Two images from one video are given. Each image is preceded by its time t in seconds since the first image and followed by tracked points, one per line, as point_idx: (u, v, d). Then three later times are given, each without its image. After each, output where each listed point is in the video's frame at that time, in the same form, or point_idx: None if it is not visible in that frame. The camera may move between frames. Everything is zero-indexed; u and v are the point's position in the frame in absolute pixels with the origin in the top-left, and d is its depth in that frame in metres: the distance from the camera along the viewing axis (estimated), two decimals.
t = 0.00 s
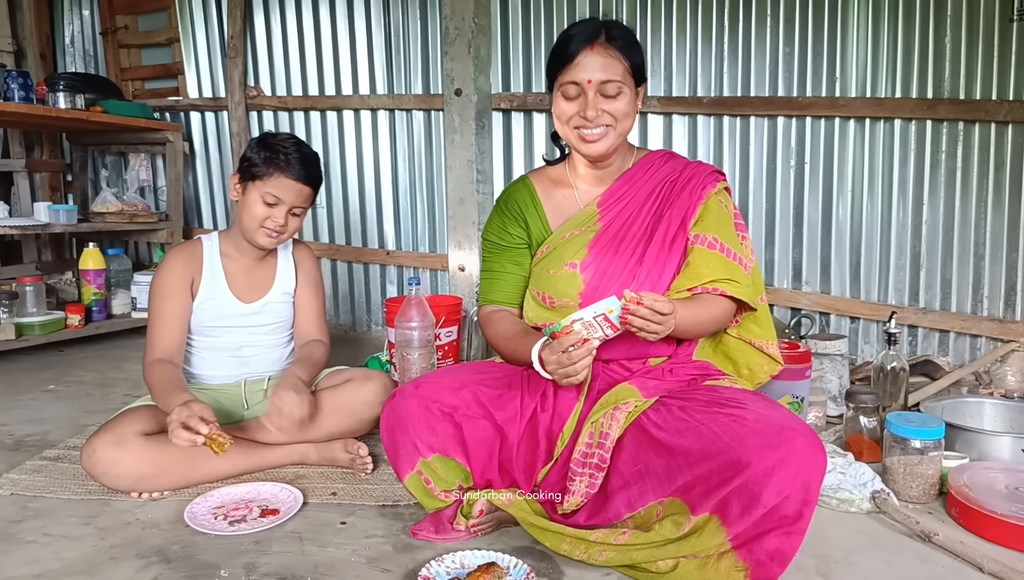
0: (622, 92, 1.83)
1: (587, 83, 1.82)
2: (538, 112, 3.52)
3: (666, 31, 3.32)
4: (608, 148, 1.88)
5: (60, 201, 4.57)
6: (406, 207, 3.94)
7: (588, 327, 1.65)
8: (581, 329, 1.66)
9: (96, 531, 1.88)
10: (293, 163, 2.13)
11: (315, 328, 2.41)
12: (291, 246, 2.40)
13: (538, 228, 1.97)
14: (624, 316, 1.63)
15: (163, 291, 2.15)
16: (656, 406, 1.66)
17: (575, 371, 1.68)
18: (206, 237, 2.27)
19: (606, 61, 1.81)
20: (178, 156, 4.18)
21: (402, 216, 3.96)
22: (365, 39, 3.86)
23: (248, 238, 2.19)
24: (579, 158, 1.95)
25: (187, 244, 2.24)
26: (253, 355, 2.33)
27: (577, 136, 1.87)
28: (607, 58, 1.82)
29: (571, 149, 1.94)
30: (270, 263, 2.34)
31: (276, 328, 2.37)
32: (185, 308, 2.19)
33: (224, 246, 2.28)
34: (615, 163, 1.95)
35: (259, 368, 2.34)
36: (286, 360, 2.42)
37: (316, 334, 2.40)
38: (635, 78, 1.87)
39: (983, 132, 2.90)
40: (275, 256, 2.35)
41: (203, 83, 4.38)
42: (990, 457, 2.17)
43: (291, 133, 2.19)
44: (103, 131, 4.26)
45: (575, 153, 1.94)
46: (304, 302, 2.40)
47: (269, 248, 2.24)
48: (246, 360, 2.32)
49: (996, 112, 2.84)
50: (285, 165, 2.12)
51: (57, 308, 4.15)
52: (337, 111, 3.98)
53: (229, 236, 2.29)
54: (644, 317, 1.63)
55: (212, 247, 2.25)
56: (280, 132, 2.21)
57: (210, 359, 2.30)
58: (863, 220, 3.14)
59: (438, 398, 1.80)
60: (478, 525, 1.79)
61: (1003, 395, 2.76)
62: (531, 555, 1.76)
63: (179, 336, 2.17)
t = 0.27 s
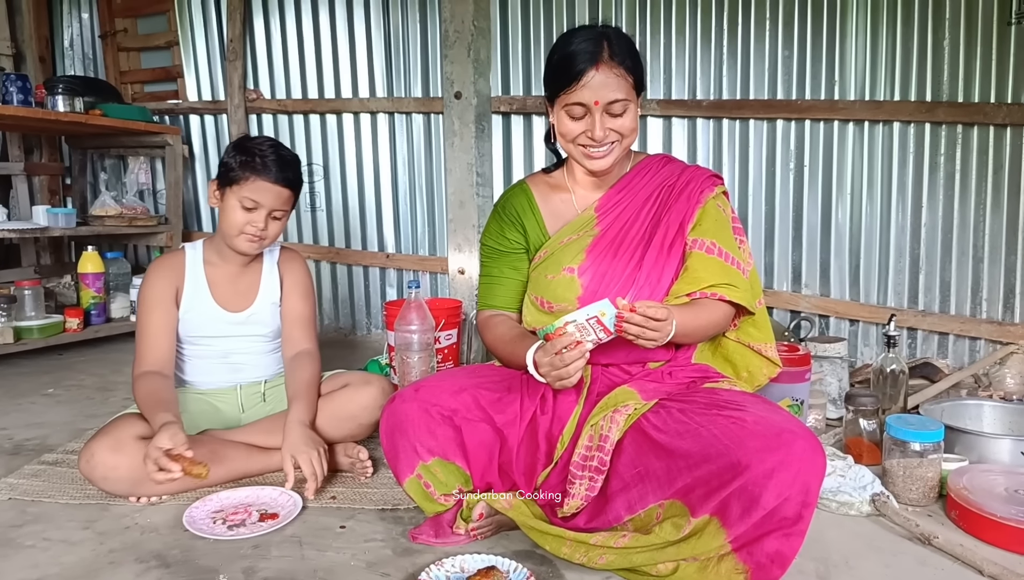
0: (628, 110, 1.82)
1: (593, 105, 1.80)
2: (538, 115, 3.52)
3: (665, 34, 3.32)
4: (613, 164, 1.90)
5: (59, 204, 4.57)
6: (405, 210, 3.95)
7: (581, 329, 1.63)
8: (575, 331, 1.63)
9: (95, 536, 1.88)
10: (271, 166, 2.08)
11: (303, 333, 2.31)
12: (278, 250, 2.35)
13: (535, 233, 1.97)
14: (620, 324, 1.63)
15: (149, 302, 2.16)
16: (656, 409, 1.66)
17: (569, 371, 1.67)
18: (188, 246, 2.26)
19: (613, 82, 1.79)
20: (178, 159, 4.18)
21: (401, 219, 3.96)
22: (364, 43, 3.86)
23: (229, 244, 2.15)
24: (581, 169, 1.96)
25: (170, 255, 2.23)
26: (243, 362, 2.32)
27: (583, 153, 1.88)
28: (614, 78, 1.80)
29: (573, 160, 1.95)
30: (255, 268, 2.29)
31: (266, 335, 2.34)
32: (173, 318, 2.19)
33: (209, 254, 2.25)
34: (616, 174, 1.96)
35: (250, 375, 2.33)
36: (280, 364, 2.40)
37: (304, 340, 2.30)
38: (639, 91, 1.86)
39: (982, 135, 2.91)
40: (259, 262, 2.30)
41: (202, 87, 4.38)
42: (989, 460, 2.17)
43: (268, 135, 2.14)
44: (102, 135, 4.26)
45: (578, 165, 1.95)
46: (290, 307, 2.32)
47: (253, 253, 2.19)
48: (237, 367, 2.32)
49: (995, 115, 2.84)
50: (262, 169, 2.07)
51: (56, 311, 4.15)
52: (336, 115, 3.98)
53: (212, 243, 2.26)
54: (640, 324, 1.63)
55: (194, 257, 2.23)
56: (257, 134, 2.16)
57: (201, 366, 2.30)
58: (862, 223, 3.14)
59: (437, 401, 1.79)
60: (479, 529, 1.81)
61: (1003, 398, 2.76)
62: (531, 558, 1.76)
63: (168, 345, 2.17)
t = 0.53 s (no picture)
0: (629, 106, 1.82)
1: (594, 101, 1.80)
2: (539, 112, 3.52)
3: (667, 30, 3.31)
4: (614, 161, 1.89)
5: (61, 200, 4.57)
6: (407, 207, 3.95)
7: (582, 322, 1.63)
8: (575, 324, 1.63)
9: (97, 531, 1.88)
10: (258, 162, 2.07)
11: (303, 328, 2.31)
12: (273, 246, 2.35)
13: (537, 230, 1.97)
14: (623, 323, 1.63)
15: (146, 302, 2.16)
16: (656, 406, 1.66)
17: (567, 363, 1.68)
18: (182, 245, 2.26)
19: (615, 77, 1.79)
20: (180, 155, 4.18)
21: (403, 216, 3.97)
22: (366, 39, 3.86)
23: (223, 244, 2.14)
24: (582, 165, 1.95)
25: (163, 255, 2.23)
26: (242, 360, 2.33)
27: (585, 150, 1.87)
28: (615, 74, 1.79)
29: (574, 156, 1.94)
30: (250, 266, 2.29)
31: (264, 332, 2.35)
32: (171, 317, 2.19)
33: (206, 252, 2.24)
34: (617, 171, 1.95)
35: (249, 372, 2.33)
36: (280, 360, 2.41)
37: (305, 334, 2.31)
38: (640, 87, 1.85)
39: (984, 131, 2.90)
40: (254, 259, 2.30)
41: (204, 83, 4.38)
42: (991, 456, 2.16)
43: (255, 132, 2.14)
44: (103, 131, 4.26)
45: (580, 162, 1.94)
46: (289, 303, 2.33)
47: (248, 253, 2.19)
48: (236, 365, 2.32)
49: (997, 111, 2.83)
50: (249, 166, 2.07)
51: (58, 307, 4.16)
52: (338, 111, 3.98)
53: (205, 243, 2.25)
54: (643, 323, 1.63)
55: (189, 255, 2.24)
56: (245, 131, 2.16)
57: (201, 365, 2.30)
58: (864, 219, 3.14)
59: (438, 398, 1.80)
60: (479, 525, 1.79)
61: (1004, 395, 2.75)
62: (531, 554, 1.76)
63: (168, 344, 2.17)
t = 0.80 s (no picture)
0: (628, 107, 1.82)
1: (593, 102, 1.80)
2: (540, 111, 3.53)
3: (669, 30, 3.31)
4: (614, 162, 1.90)
5: (64, 200, 4.58)
6: (408, 206, 3.95)
7: (584, 318, 1.63)
8: (577, 319, 1.64)
9: (99, 530, 1.89)
10: (251, 162, 2.07)
11: (307, 329, 2.31)
12: (275, 246, 2.36)
13: (537, 231, 1.97)
14: (624, 323, 1.64)
15: (148, 303, 2.16)
16: (656, 405, 1.66)
17: (562, 357, 1.68)
18: (184, 245, 2.26)
19: (614, 78, 1.79)
20: (182, 154, 4.19)
21: (404, 215, 3.97)
22: (367, 38, 3.86)
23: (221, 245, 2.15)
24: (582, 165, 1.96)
25: (165, 255, 2.24)
26: (244, 359, 2.33)
27: (585, 151, 1.88)
28: (614, 75, 1.79)
29: (574, 157, 1.94)
30: (252, 266, 2.30)
31: (266, 332, 2.35)
32: (173, 317, 2.20)
33: (206, 253, 2.25)
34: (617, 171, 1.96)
35: (251, 372, 2.34)
36: (282, 359, 2.41)
37: (309, 334, 2.30)
38: (639, 87, 1.85)
39: (985, 131, 2.90)
40: (257, 258, 2.30)
41: (206, 82, 4.38)
42: (992, 456, 2.16)
43: (248, 131, 2.14)
44: (106, 130, 4.27)
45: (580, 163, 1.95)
46: (291, 303, 2.33)
47: (246, 252, 2.19)
48: (237, 365, 2.32)
49: (999, 110, 2.83)
50: (242, 166, 2.07)
51: (61, 306, 4.16)
52: (339, 110, 3.98)
53: (206, 243, 2.26)
54: (646, 323, 1.64)
55: (191, 256, 2.24)
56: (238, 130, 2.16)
57: (203, 365, 2.31)
58: (865, 219, 3.14)
59: (438, 398, 1.80)
60: (479, 524, 1.80)
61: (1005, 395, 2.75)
62: (531, 553, 1.77)
63: (170, 344, 2.18)
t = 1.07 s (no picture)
0: (625, 102, 1.82)
1: (590, 95, 1.80)
2: (540, 113, 3.53)
3: (667, 32, 3.32)
4: (613, 160, 1.88)
5: (63, 203, 4.58)
6: (407, 208, 3.95)
7: (584, 316, 1.63)
8: (577, 317, 1.64)
9: (98, 533, 1.89)
10: (248, 166, 2.07)
11: (307, 333, 2.31)
12: (275, 250, 2.36)
13: (535, 235, 1.97)
14: (629, 324, 1.64)
15: (148, 307, 2.16)
16: (656, 408, 1.66)
17: (558, 350, 1.68)
18: (184, 249, 2.27)
19: (609, 71, 1.80)
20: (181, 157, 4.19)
21: (403, 218, 3.97)
22: (366, 41, 3.86)
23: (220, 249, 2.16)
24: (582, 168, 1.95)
25: (164, 259, 2.24)
26: (244, 363, 2.33)
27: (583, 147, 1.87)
28: (610, 69, 1.80)
29: (574, 159, 1.93)
30: (252, 270, 2.30)
31: (265, 335, 2.35)
32: (172, 321, 2.20)
33: (205, 258, 2.25)
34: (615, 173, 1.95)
35: (250, 376, 2.34)
36: (282, 362, 2.42)
37: (309, 338, 2.30)
38: (635, 84, 1.86)
39: (984, 132, 2.90)
40: (257, 262, 2.30)
41: (205, 85, 4.38)
42: (991, 457, 2.16)
43: (245, 135, 2.14)
44: (105, 134, 4.27)
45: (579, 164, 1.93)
46: (291, 306, 2.33)
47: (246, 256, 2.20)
48: (237, 368, 2.33)
49: (997, 112, 2.84)
50: (239, 170, 2.06)
51: (60, 310, 4.16)
52: (338, 113, 3.99)
53: (206, 247, 2.27)
54: (651, 324, 1.64)
55: (190, 260, 2.24)
56: (235, 134, 2.16)
57: (203, 368, 2.31)
58: (864, 220, 3.14)
59: (437, 401, 1.80)
60: (479, 527, 1.81)
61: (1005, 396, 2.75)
62: (530, 556, 1.77)
63: (169, 348, 2.17)
